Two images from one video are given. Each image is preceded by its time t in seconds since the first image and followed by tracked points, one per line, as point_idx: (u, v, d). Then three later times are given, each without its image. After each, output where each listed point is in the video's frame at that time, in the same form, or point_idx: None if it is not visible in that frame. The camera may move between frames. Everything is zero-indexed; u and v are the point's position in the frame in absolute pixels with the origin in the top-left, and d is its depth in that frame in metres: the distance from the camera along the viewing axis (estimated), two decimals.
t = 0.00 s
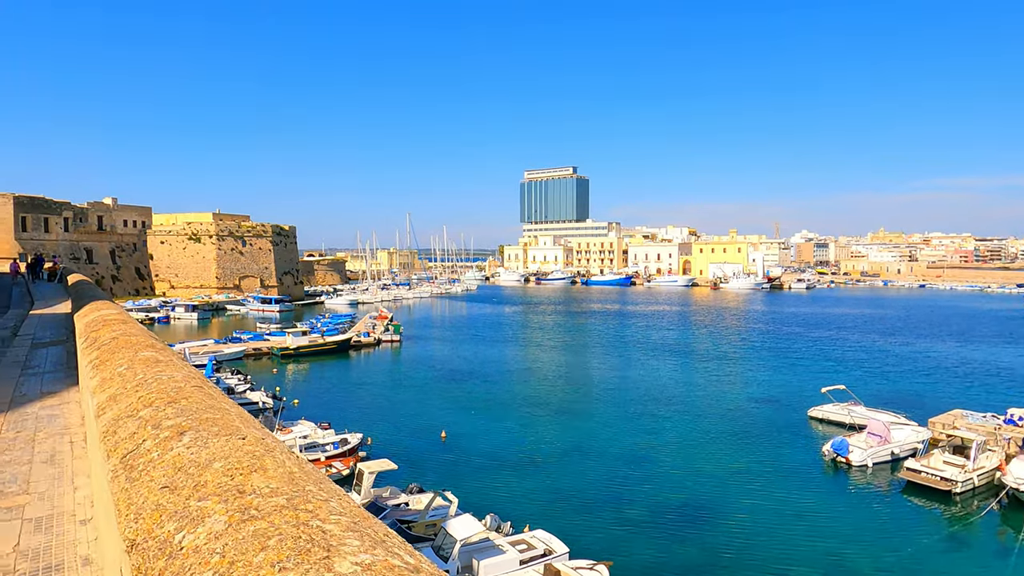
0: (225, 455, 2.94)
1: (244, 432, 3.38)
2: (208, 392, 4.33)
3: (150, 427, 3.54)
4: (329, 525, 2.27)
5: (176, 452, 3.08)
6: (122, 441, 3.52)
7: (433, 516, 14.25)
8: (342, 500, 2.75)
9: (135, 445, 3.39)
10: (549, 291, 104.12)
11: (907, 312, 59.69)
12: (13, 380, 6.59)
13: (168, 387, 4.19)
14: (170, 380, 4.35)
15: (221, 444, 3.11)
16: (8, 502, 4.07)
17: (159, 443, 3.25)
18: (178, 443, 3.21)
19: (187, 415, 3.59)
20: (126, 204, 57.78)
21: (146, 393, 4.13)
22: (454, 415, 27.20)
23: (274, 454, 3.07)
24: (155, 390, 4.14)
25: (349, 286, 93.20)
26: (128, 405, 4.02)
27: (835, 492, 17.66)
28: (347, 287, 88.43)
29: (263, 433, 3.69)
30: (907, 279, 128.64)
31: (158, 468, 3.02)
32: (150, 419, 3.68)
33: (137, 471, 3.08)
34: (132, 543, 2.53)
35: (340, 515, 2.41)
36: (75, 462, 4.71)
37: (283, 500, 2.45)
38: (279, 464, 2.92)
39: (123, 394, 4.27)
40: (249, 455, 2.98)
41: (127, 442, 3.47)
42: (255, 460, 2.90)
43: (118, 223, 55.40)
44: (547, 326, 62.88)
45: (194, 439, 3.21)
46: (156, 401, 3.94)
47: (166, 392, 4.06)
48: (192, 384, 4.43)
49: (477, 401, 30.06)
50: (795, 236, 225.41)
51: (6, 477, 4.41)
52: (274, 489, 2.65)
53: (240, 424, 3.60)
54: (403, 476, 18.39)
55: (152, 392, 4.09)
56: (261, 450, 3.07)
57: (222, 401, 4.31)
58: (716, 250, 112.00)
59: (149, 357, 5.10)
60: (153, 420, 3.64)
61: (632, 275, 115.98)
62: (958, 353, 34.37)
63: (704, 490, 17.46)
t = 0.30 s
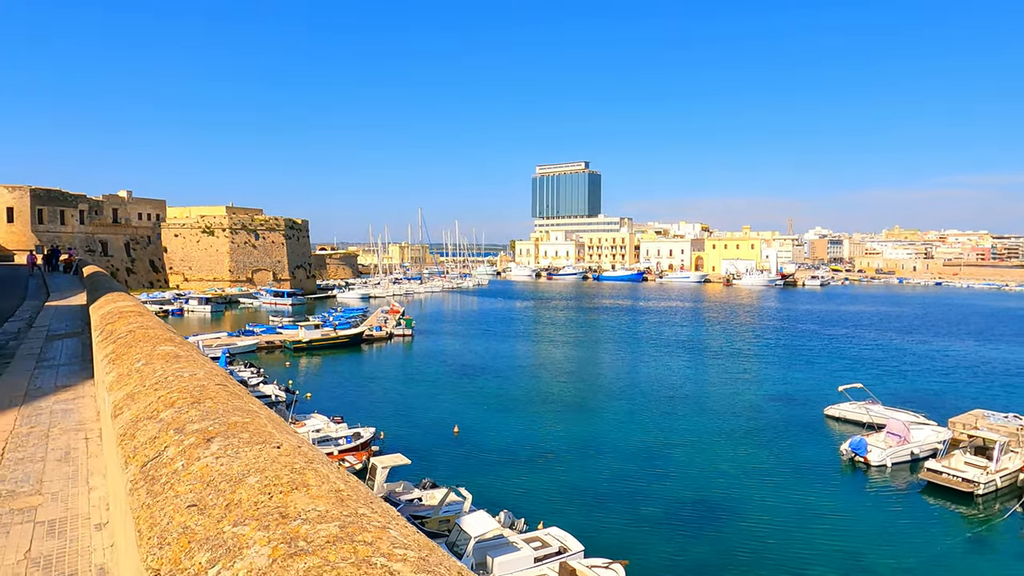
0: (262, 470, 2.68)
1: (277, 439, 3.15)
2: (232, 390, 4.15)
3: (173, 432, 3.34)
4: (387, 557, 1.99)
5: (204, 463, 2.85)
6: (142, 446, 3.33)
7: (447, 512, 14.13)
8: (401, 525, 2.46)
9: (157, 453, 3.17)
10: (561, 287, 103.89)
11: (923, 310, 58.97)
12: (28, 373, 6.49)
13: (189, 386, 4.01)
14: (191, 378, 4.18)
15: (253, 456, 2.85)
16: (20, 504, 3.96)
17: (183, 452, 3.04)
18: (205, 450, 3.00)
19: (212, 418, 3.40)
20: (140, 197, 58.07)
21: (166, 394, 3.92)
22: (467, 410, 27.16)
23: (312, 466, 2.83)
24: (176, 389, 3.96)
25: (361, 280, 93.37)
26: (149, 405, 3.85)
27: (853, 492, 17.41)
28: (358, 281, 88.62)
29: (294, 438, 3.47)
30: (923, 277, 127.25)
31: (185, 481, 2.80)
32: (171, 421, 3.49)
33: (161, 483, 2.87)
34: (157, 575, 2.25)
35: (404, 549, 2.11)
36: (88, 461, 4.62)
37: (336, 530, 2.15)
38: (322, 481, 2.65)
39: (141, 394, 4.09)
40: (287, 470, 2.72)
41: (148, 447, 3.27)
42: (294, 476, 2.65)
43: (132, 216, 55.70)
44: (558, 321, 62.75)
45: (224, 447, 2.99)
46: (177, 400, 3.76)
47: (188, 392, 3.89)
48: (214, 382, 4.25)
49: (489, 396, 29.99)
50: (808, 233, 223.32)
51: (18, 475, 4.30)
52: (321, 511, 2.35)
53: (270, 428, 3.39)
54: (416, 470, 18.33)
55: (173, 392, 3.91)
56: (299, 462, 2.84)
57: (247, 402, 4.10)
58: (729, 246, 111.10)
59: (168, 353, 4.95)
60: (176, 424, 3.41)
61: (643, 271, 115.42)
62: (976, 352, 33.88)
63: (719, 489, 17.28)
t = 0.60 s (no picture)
0: (294, 524, 2.26)
1: (306, 471, 2.75)
2: (252, 404, 3.83)
3: (187, 459, 2.99)
4: None
5: (225, 507, 2.46)
6: (152, 477, 2.99)
7: (460, 510, 13.96)
8: None
9: (168, 487, 2.81)
10: (571, 282, 103.51)
11: (940, 307, 58.20)
12: (38, 371, 6.35)
13: (204, 401, 3.70)
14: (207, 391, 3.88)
15: (284, 499, 2.44)
16: (24, 518, 3.76)
17: (198, 489, 2.66)
18: (225, 486, 2.62)
19: (231, 443, 3.04)
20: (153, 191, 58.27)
21: (180, 412, 3.60)
22: (479, 406, 27.02)
23: (352, 510, 2.42)
24: (190, 404, 3.66)
25: (372, 274, 93.55)
26: (162, 424, 3.54)
27: (873, 493, 17.10)
28: (370, 275, 88.67)
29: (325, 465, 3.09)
30: (939, 273, 125.82)
31: (202, 530, 2.41)
32: (185, 444, 3.16)
33: (173, 530, 2.48)
34: None
35: None
36: (96, 470, 4.43)
37: None
38: (371, 540, 2.22)
39: (153, 408, 3.80)
40: (328, 521, 2.29)
41: (159, 480, 2.91)
42: (334, 530, 2.24)
43: (146, 210, 55.94)
44: (570, 316, 62.48)
45: (247, 483, 2.60)
46: (192, 420, 3.43)
47: (203, 409, 3.57)
48: (232, 395, 3.94)
49: (501, 392, 29.83)
50: (821, 229, 221.40)
51: (23, 485, 4.14)
52: None
53: (298, 454, 3.01)
54: (429, 467, 18.20)
55: (187, 409, 3.60)
56: (337, 505, 2.43)
57: (270, 417, 3.76)
58: (742, 241, 110.08)
59: (182, 358, 4.68)
60: (190, 449, 3.06)
61: (655, 266, 114.78)
62: (995, 350, 33.35)
63: (735, 489, 17.04)
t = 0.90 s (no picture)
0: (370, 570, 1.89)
1: (369, 501, 2.40)
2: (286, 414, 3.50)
3: (225, 481, 2.64)
4: None
5: (279, 545, 2.08)
6: (183, 500, 2.64)
7: (473, 509, 13.81)
8: None
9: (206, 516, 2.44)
10: (580, 279, 103.18)
11: (954, 305, 57.64)
12: (50, 369, 6.24)
13: (236, 410, 3.39)
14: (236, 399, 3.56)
15: (351, 537, 2.07)
16: (34, 530, 3.60)
17: (244, 520, 2.29)
18: (276, 519, 2.24)
19: (273, 463, 2.69)
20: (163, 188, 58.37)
21: (210, 422, 3.27)
22: (490, 403, 26.91)
23: (433, 554, 2.07)
24: (222, 413, 3.33)
25: (380, 271, 93.54)
26: (190, 435, 3.21)
27: (890, 493, 16.87)
28: (378, 273, 88.73)
29: (382, 490, 2.74)
30: (951, 271, 124.57)
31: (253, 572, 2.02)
32: (220, 463, 2.81)
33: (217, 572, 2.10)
34: None
35: None
36: (111, 477, 4.25)
37: None
38: None
39: (179, 416, 3.49)
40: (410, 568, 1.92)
41: (192, 505, 2.56)
42: None
43: (155, 207, 56.06)
44: (579, 314, 62.27)
45: (302, 516, 2.22)
46: (226, 432, 3.10)
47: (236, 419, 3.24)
48: (264, 402, 3.64)
49: (512, 390, 29.71)
50: (832, 226, 219.75)
51: (34, 492, 3.97)
52: None
53: (354, 477, 2.66)
54: (440, 465, 18.10)
55: (218, 418, 3.27)
56: (418, 549, 2.06)
57: (310, 428, 3.44)
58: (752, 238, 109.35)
59: (206, 359, 4.41)
60: (226, 471, 2.71)
61: (664, 263, 114.19)
62: (1012, 349, 32.87)
63: (750, 489, 16.80)
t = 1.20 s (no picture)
0: None
1: None
2: (335, 440, 2.83)
3: (276, 540, 1.96)
4: None
5: None
6: (224, 563, 1.99)
7: (484, 508, 13.64)
8: None
9: None
10: (586, 275, 102.98)
11: (965, 302, 57.15)
12: (60, 370, 6.12)
13: (275, 433, 2.73)
14: (275, 421, 2.92)
15: None
16: (45, 554, 3.29)
17: None
18: None
19: (332, 514, 2.01)
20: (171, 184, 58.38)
21: (247, 450, 2.60)
22: (500, 401, 26.74)
23: None
24: (259, 439, 2.67)
25: (387, 267, 93.58)
26: (222, 468, 2.55)
27: (906, 493, 16.64)
28: (385, 269, 88.74)
29: (470, 553, 2.03)
30: (961, 267, 123.61)
31: None
32: (266, 510, 2.13)
33: None
34: None
35: None
36: (125, 492, 4.01)
37: None
38: None
39: (206, 442, 2.85)
40: None
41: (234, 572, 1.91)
42: None
43: (163, 203, 56.10)
44: (586, 310, 62.07)
45: None
46: (266, 465, 2.42)
47: (278, 448, 2.57)
48: (307, 423, 2.98)
49: (521, 388, 29.53)
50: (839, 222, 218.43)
51: (44, 510, 3.70)
52: None
53: (441, 536, 1.98)
54: (450, 464, 17.97)
55: (256, 445, 2.61)
56: None
57: (366, 456, 2.77)
58: (759, 235, 108.86)
59: (231, 371, 3.83)
60: (276, 525, 2.03)
61: (671, 260, 113.80)
62: None
63: (763, 488, 16.62)
